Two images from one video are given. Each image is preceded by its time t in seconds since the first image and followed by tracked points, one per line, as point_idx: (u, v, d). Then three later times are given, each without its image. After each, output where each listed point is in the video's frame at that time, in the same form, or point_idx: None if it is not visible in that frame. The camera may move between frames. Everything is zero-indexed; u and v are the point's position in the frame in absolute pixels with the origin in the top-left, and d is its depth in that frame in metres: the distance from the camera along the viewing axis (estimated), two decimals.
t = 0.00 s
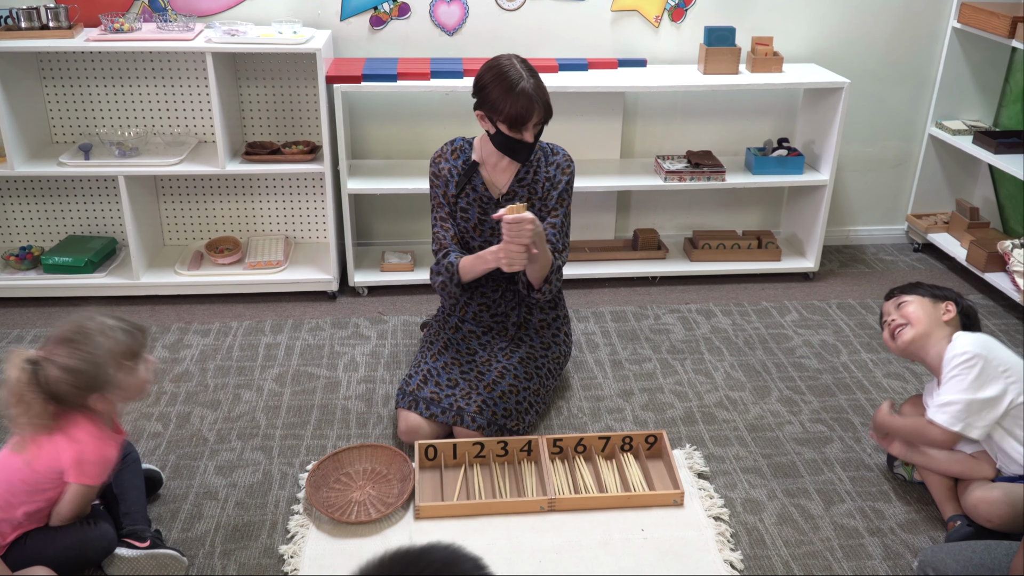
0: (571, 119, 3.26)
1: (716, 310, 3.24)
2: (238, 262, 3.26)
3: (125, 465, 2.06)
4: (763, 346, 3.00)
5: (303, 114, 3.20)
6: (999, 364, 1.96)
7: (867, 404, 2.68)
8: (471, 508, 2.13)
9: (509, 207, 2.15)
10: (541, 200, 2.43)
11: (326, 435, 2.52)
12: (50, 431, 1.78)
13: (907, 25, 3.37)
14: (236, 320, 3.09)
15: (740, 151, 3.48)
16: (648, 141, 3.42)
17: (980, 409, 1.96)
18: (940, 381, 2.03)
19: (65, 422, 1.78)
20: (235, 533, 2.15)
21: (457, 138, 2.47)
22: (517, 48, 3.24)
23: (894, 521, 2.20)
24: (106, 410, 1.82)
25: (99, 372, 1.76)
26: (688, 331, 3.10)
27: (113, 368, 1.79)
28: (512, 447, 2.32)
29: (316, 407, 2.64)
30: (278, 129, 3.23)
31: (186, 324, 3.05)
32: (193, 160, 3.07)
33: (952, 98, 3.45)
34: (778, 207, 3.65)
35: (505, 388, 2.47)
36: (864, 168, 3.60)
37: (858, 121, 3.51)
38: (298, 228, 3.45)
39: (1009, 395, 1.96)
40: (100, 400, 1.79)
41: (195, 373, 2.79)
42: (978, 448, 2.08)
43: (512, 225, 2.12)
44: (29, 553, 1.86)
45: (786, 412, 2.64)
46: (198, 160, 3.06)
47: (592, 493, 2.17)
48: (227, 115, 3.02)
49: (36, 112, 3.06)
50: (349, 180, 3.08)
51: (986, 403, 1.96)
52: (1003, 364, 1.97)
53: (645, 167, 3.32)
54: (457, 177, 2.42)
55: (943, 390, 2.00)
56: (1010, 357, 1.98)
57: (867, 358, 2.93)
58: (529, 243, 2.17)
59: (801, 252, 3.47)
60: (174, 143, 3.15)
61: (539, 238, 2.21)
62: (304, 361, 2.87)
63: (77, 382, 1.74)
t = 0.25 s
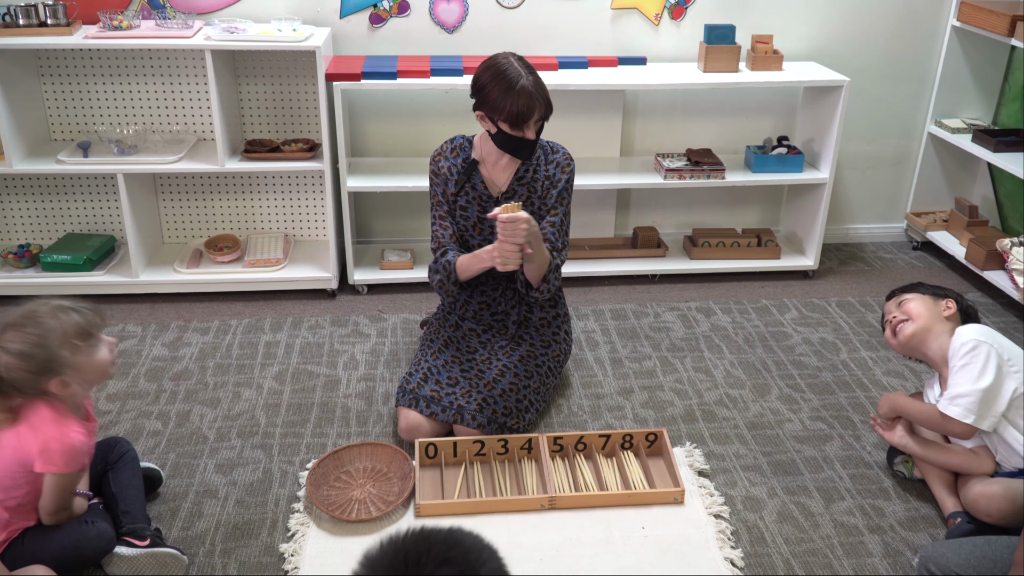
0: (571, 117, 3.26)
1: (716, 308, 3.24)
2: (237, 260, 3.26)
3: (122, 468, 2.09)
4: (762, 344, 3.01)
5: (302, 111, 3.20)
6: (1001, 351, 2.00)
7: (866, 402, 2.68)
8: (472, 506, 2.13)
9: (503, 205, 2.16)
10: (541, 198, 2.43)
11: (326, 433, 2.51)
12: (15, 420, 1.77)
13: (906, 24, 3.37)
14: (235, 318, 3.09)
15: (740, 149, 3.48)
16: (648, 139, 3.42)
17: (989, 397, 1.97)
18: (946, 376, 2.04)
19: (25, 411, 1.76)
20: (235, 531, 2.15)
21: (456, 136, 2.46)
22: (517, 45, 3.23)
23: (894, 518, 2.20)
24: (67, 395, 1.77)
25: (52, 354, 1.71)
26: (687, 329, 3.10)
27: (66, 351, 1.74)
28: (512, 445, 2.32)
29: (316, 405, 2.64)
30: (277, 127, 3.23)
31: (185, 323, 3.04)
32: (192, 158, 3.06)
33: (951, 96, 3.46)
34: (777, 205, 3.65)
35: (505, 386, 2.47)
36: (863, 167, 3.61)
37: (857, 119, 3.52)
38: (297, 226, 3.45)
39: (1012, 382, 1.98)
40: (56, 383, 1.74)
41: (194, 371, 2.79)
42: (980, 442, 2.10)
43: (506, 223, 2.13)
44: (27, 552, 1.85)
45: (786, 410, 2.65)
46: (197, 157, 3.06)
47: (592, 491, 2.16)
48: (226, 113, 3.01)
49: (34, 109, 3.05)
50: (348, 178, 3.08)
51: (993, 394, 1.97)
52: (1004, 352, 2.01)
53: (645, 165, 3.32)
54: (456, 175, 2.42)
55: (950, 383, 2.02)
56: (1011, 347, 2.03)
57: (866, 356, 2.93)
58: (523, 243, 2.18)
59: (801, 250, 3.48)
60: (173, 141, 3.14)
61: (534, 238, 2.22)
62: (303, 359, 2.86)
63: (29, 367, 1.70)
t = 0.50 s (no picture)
0: (569, 114, 3.26)
1: (714, 305, 3.24)
2: (235, 258, 3.25)
3: (118, 466, 2.08)
4: (760, 341, 3.01)
5: (300, 108, 3.19)
6: (982, 351, 1.99)
7: (865, 399, 2.69)
8: (471, 504, 2.13)
9: (492, 209, 2.16)
10: (539, 196, 2.42)
11: (324, 431, 2.51)
12: None
13: (904, 21, 3.37)
14: (233, 315, 3.08)
15: (738, 146, 3.48)
16: (646, 136, 3.41)
17: (971, 397, 1.99)
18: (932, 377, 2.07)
19: None
20: (234, 530, 2.14)
21: (454, 134, 2.46)
22: (515, 42, 3.23)
23: (893, 515, 2.21)
24: (14, 382, 1.77)
25: None
26: (686, 326, 3.10)
27: (13, 339, 1.73)
28: (512, 443, 2.32)
29: (315, 403, 2.63)
30: (275, 123, 3.22)
31: (182, 320, 3.03)
32: (189, 154, 3.05)
33: (948, 94, 3.46)
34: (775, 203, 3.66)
35: (504, 383, 2.47)
36: (860, 164, 3.61)
37: (854, 116, 3.52)
38: (295, 223, 3.44)
39: (999, 380, 1.98)
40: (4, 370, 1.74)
41: (192, 369, 2.78)
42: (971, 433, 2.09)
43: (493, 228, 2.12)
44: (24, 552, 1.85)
45: (785, 407, 2.65)
46: (194, 154, 3.04)
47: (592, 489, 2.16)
48: (223, 109, 3.00)
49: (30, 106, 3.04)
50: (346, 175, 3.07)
51: (975, 393, 1.99)
52: (987, 350, 1.99)
53: (643, 162, 3.32)
54: (454, 173, 2.41)
55: (934, 385, 2.04)
56: (995, 343, 2.01)
57: (864, 352, 2.93)
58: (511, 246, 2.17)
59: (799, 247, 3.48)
60: (170, 138, 3.13)
61: (523, 239, 2.21)
62: (302, 357, 2.86)
63: None
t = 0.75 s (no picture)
0: (565, 112, 3.25)
1: (710, 302, 3.24)
2: (230, 256, 3.24)
3: (111, 466, 2.08)
4: (757, 339, 3.01)
5: (296, 106, 3.18)
6: (980, 350, 1.99)
7: (861, 396, 2.69)
8: (469, 503, 2.13)
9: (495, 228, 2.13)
10: (539, 198, 2.40)
11: (321, 430, 2.50)
12: None
13: (899, 18, 3.38)
14: (228, 314, 3.07)
15: (733, 144, 3.49)
16: (642, 134, 3.41)
17: (968, 398, 2.00)
18: (930, 377, 2.08)
19: None
20: (231, 530, 2.14)
21: (454, 132, 2.46)
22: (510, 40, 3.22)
23: (890, 512, 2.21)
24: None
25: None
26: (682, 323, 3.10)
27: None
28: (509, 441, 2.32)
29: (311, 402, 2.63)
30: (270, 121, 3.20)
31: (177, 319, 3.02)
32: (184, 152, 3.03)
33: (944, 91, 3.47)
34: (770, 200, 3.66)
35: (501, 382, 2.46)
36: (855, 161, 3.61)
37: (850, 113, 3.52)
38: (291, 222, 3.43)
39: (996, 380, 1.98)
40: None
41: (188, 368, 2.77)
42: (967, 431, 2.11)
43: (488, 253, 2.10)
44: (18, 550, 1.86)
45: (781, 404, 2.65)
46: (190, 152, 3.03)
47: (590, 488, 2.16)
48: (219, 107, 2.99)
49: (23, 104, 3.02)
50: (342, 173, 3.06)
51: (972, 394, 2.00)
52: (985, 350, 2.00)
53: (639, 160, 3.32)
54: (453, 172, 2.41)
55: (931, 385, 2.05)
56: (993, 343, 2.02)
57: (860, 350, 2.94)
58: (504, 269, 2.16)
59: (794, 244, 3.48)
60: (165, 136, 3.12)
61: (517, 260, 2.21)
62: (298, 356, 2.85)
63: None
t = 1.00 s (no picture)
0: (560, 111, 3.25)
1: (705, 300, 3.25)
2: (225, 256, 3.23)
3: (103, 467, 2.07)
4: (752, 337, 3.01)
5: (290, 105, 3.17)
6: (977, 357, 1.97)
7: (857, 393, 2.70)
8: (467, 503, 2.13)
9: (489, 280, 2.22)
10: (534, 202, 2.41)
11: (318, 430, 2.50)
12: None
13: (893, 16, 3.38)
14: (223, 314, 3.06)
15: (728, 142, 3.49)
16: (637, 132, 3.41)
17: (966, 407, 1.99)
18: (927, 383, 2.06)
19: None
20: (228, 531, 2.13)
21: (452, 129, 2.45)
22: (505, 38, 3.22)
23: (887, 510, 2.22)
24: None
25: None
26: (678, 322, 3.10)
27: None
28: (506, 441, 2.32)
29: (307, 402, 2.62)
30: (265, 121, 3.19)
31: (172, 319, 3.01)
32: (178, 152, 3.02)
33: (938, 88, 3.48)
34: (765, 198, 3.67)
35: (498, 381, 2.46)
36: (849, 159, 3.62)
37: (843, 111, 3.52)
38: (285, 221, 3.42)
39: (995, 386, 1.97)
40: None
41: (183, 368, 2.76)
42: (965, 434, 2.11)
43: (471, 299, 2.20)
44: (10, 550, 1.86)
45: (778, 402, 2.66)
46: (184, 152, 3.02)
47: (587, 487, 2.16)
48: (213, 107, 2.98)
49: (17, 103, 3.01)
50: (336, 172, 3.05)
51: (971, 402, 1.98)
52: (982, 356, 1.98)
53: (634, 158, 3.32)
54: (448, 171, 2.41)
55: (929, 394, 2.04)
56: (990, 347, 1.99)
57: (856, 347, 2.94)
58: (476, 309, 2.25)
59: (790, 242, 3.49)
60: (158, 135, 3.10)
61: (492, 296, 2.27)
62: (293, 355, 2.84)
63: None
